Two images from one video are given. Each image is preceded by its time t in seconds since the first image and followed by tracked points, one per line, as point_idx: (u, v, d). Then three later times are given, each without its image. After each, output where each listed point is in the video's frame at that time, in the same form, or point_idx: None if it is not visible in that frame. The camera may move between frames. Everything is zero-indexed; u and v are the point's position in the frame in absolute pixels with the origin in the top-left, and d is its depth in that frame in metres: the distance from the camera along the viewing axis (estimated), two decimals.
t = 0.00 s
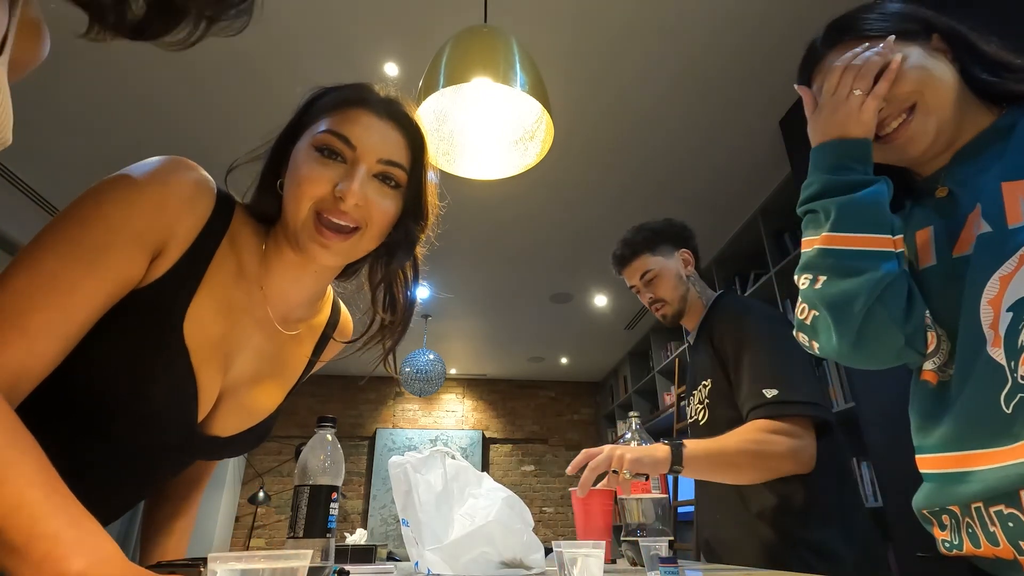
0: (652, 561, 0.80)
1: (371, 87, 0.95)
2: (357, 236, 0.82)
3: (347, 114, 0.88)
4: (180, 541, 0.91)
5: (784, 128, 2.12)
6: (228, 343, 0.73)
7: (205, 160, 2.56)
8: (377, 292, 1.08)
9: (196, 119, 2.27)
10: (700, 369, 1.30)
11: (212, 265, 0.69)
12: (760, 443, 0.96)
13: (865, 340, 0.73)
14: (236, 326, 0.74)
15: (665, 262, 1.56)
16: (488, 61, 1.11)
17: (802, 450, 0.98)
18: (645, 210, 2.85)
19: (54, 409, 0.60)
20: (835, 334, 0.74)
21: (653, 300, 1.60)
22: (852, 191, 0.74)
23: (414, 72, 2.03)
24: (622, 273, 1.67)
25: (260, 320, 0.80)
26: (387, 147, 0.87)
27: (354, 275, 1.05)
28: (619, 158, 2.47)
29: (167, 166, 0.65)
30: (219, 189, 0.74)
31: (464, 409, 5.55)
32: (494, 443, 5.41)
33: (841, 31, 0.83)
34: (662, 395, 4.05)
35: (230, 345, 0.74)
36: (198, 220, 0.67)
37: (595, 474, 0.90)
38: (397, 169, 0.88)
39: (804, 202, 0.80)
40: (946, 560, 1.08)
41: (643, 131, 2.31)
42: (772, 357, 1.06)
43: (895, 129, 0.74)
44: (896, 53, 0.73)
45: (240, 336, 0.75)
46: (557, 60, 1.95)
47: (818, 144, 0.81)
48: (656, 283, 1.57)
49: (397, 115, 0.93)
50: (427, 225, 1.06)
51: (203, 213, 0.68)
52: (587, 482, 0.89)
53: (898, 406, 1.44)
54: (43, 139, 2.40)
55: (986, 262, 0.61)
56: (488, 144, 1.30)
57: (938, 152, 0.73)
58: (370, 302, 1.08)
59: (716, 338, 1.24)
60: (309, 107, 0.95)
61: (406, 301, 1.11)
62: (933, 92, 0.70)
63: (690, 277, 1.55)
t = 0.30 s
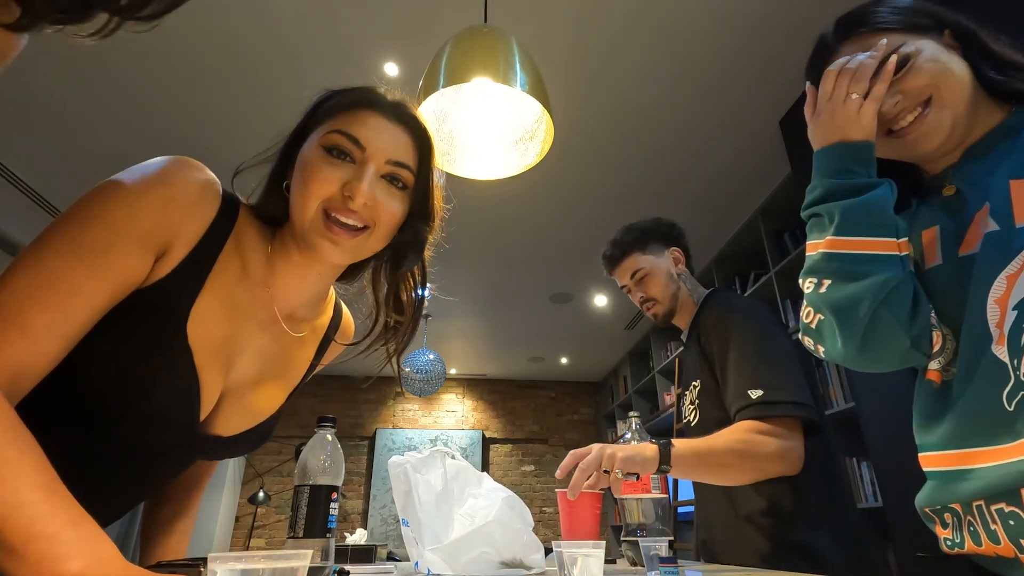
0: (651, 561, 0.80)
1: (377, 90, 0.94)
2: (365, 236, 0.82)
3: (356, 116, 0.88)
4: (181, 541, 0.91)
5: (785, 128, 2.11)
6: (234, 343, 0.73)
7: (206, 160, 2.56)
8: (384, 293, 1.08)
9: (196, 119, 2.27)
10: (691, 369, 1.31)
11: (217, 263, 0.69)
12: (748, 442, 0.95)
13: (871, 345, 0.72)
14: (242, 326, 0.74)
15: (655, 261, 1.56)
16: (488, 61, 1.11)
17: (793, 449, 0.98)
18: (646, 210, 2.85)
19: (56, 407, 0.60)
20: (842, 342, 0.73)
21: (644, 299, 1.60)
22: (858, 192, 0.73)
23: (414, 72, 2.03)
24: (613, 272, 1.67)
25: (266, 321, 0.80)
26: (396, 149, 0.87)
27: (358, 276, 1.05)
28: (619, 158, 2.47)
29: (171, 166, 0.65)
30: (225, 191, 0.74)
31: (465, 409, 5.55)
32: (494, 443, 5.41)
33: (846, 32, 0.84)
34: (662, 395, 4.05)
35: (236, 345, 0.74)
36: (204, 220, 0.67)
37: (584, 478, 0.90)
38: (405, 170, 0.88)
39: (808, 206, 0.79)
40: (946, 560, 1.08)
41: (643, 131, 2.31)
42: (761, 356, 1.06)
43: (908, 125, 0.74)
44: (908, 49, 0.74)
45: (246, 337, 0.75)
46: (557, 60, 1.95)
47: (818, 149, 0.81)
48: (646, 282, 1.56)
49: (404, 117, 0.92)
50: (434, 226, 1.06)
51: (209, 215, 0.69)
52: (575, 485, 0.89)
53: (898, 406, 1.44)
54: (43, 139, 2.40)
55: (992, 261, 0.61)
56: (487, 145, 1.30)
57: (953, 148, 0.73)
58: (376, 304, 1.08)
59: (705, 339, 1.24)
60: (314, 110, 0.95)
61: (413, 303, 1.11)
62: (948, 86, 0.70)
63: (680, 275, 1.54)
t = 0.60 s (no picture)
0: (652, 561, 0.80)
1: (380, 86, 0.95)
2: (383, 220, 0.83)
3: (371, 106, 0.89)
4: (180, 542, 0.91)
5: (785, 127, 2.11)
6: (236, 334, 0.73)
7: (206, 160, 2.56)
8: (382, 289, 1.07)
9: (196, 119, 2.27)
10: (685, 368, 1.30)
11: (217, 254, 0.69)
12: (748, 438, 0.94)
13: (879, 354, 0.72)
14: (243, 318, 0.74)
15: (669, 252, 1.57)
16: (488, 61, 1.11)
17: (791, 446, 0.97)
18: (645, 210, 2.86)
19: (55, 404, 0.59)
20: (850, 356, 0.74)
21: (652, 291, 1.57)
22: (867, 197, 0.73)
23: (414, 72, 2.03)
24: (620, 262, 1.66)
25: (264, 309, 0.79)
26: (413, 140, 0.89)
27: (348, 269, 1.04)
28: (619, 158, 2.47)
29: (169, 157, 0.64)
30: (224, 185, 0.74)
31: (465, 409, 5.55)
32: (494, 443, 5.41)
33: (858, 25, 0.83)
34: (662, 395, 4.05)
35: (238, 338, 0.74)
36: (205, 210, 0.68)
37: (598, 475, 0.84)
38: (418, 161, 0.90)
39: (812, 213, 0.79)
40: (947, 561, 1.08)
41: (643, 131, 2.31)
42: (759, 353, 1.06)
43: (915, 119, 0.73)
44: (921, 40, 0.74)
45: (247, 330, 0.75)
46: (557, 59, 1.95)
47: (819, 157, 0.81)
48: (657, 273, 1.55)
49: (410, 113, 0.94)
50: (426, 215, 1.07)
51: (211, 210, 0.69)
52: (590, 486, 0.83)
53: (899, 406, 1.44)
54: (43, 139, 2.40)
55: (997, 261, 0.61)
56: (488, 144, 1.30)
57: (956, 147, 0.74)
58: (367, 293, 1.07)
59: (699, 338, 1.25)
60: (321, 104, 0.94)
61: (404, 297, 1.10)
62: (959, 81, 0.70)
63: (691, 271, 1.56)
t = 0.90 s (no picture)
0: (651, 561, 0.80)
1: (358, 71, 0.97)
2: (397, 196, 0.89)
3: (364, 90, 0.92)
4: (180, 542, 0.91)
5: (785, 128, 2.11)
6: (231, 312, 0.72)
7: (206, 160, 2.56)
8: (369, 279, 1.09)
9: (196, 119, 2.27)
10: (696, 363, 1.30)
11: (205, 229, 0.66)
12: (753, 435, 0.95)
13: (850, 329, 0.80)
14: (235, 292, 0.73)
15: (691, 241, 1.58)
16: (488, 61, 1.11)
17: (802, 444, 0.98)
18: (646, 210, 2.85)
19: (57, 394, 0.60)
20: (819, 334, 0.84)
21: (668, 275, 1.56)
22: (829, 185, 0.83)
23: (414, 72, 2.03)
24: (641, 243, 1.64)
25: (258, 285, 0.78)
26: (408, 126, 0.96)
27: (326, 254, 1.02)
28: (619, 158, 2.47)
29: (150, 131, 0.62)
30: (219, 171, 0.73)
31: (465, 409, 5.54)
32: (494, 443, 5.41)
33: (845, 24, 0.88)
34: (663, 395, 4.05)
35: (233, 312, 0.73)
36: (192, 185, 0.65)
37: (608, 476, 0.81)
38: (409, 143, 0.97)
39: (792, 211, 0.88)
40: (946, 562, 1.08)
41: (643, 131, 2.31)
42: (776, 351, 1.06)
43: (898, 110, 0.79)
44: (903, 36, 0.80)
45: (241, 304, 0.74)
46: (557, 59, 1.95)
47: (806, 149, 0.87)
48: (676, 259, 1.56)
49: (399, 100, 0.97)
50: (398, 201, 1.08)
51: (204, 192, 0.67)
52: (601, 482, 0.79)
53: (899, 407, 1.44)
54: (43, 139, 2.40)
55: (996, 254, 0.64)
56: (488, 144, 1.30)
57: (950, 136, 0.78)
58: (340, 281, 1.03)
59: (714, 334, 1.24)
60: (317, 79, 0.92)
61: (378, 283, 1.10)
62: (942, 75, 0.75)
63: (710, 265, 1.57)
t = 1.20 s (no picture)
0: (651, 561, 0.80)
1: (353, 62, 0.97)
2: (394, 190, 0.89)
3: (358, 79, 0.92)
4: (182, 542, 0.91)
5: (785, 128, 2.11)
6: (235, 298, 0.72)
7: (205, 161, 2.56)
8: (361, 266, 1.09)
9: (196, 119, 2.27)
10: (708, 363, 1.31)
11: (210, 214, 0.66)
12: (794, 442, 0.98)
13: (845, 330, 0.86)
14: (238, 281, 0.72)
15: (696, 239, 1.58)
16: (488, 61, 1.11)
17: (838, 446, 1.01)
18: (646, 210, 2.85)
19: (62, 380, 0.60)
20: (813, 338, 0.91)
21: (674, 273, 1.56)
22: (824, 193, 0.92)
23: (414, 73, 2.03)
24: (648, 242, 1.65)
25: (258, 274, 0.78)
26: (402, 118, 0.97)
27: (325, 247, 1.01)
28: (619, 158, 2.47)
29: (153, 119, 0.61)
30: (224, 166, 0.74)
31: (465, 409, 5.54)
32: (494, 443, 5.41)
33: (838, 36, 0.93)
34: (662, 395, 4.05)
35: (236, 302, 0.73)
36: (197, 172, 0.65)
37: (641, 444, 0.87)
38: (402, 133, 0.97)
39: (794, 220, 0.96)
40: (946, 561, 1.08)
41: (644, 131, 2.31)
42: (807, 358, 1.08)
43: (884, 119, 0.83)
44: (887, 47, 0.84)
45: (244, 294, 0.74)
46: (557, 60, 1.95)
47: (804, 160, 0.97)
48: (683, 257, 1.56)
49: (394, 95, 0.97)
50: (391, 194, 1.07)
51: (209, 179, 0.67)
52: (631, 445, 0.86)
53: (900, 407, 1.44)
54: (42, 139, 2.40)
55: (982, 256, 0.70)
56: (488, 144, 1.30)
57: (943, 140, 0.80)
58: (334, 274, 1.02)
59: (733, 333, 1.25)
60: (314, 67, 0.92)
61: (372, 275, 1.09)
62: (925, 82, 0.78)
63: (717, 263, 1.56)
